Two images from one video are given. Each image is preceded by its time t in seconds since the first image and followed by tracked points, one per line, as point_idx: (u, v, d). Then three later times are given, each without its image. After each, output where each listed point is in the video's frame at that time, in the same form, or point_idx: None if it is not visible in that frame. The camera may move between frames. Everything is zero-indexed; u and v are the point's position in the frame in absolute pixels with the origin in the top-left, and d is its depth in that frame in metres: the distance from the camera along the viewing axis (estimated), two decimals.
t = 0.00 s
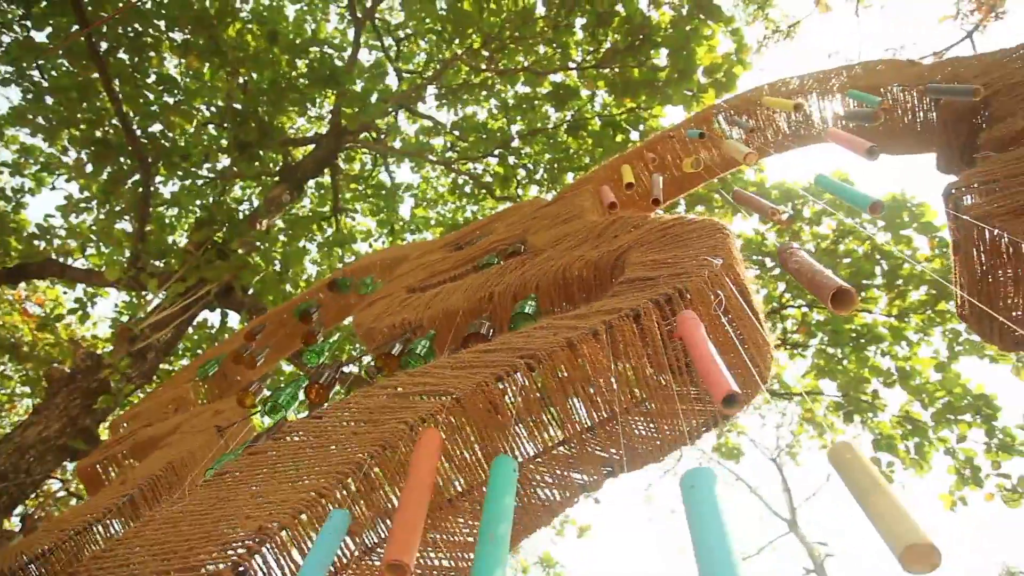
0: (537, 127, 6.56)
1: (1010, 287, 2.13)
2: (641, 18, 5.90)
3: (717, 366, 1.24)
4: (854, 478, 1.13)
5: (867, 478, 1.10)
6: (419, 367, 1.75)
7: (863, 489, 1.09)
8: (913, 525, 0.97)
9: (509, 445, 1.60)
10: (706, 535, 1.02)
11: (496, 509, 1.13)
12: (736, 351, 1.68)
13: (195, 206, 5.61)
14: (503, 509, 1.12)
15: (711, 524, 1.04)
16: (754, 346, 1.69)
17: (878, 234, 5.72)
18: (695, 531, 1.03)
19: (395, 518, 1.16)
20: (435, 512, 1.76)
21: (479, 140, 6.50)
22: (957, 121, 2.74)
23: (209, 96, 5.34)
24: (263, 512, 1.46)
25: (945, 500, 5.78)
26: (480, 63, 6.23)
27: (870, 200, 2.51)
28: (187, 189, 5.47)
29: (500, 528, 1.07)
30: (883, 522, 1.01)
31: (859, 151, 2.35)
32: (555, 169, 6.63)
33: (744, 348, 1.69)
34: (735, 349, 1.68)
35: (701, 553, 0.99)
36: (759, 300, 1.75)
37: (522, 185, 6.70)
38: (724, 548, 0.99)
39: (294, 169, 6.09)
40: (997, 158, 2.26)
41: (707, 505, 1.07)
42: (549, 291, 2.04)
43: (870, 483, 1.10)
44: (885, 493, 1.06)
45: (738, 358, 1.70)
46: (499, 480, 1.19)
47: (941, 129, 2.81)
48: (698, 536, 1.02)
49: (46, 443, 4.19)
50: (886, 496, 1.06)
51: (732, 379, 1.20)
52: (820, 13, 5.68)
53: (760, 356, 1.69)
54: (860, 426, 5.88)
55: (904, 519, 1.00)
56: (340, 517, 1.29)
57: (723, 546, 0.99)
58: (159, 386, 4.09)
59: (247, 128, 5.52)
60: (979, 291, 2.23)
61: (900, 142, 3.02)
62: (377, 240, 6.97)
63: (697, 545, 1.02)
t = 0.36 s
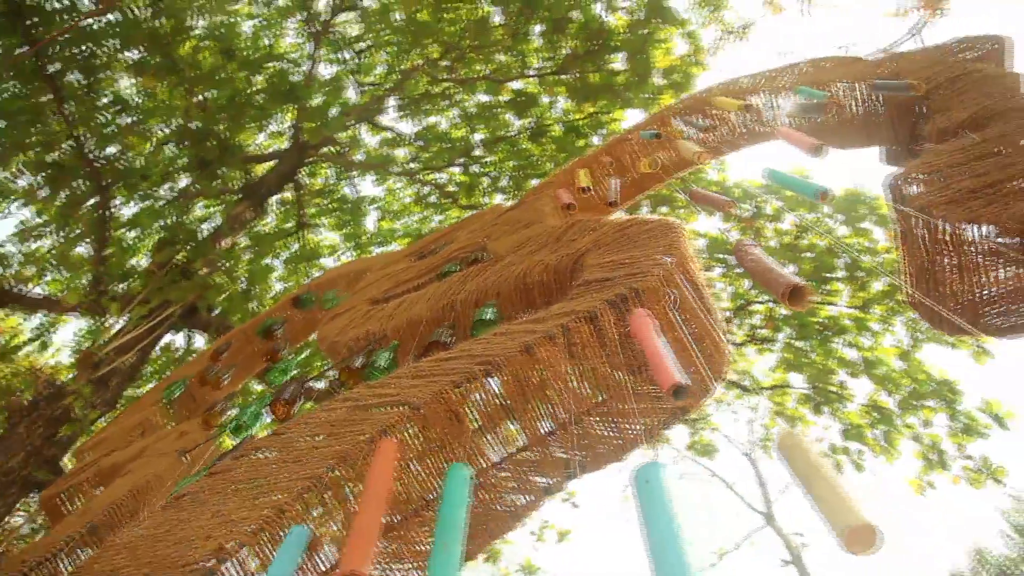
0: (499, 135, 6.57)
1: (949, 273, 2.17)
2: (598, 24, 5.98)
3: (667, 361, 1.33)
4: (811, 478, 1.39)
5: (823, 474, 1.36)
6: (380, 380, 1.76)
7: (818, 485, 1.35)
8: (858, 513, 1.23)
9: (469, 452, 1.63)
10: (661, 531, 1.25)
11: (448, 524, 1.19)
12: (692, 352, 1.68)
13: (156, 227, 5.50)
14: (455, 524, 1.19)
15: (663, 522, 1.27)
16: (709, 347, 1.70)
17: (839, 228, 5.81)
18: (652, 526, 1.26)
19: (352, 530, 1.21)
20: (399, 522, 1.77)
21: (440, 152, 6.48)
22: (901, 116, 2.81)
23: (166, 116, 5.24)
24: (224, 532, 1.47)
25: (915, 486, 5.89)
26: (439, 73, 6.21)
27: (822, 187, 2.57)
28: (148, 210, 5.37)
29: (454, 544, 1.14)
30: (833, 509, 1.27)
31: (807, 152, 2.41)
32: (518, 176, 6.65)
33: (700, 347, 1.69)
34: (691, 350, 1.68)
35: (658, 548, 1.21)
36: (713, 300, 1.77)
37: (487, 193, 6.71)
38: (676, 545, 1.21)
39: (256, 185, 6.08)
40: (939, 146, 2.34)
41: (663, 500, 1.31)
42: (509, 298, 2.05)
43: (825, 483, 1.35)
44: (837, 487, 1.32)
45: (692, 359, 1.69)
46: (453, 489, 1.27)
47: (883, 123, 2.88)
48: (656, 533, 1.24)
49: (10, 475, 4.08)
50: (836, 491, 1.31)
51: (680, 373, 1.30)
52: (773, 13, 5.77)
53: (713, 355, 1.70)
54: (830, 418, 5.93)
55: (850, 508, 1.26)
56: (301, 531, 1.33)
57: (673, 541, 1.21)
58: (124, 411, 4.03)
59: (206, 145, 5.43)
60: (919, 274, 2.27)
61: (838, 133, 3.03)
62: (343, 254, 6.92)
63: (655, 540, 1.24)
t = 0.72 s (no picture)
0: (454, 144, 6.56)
1: (891, 262, 2.23)
2: (545, 31, 6.06)
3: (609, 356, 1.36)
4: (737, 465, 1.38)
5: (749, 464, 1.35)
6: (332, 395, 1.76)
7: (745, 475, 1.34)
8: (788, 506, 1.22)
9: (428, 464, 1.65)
10: (606, 531, 1.20)
11: (395, 534, 1.21)
12: (636, 349, 1.75)
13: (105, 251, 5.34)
14: (404, 533, 1.22)
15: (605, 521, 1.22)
16: (654, 344, 1.76)
17: (790, 222, 5.95)
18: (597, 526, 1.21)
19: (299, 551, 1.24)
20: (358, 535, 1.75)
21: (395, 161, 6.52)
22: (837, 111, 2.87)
23: (110, 137, 5.08)
24: (175, 561, 1.49)
25: (874, 470, 6.03)
26: (391, 84, 6.17)
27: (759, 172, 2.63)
28: (96, 234, 5.21)
29: (403, 556, 1.16)
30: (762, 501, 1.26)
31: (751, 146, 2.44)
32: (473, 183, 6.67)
33: (650, 349, 1.76)
34: (639, 354, 1.77)
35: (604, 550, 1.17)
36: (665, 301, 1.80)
37: (444, 202, 6.70)
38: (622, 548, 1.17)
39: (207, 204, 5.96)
40: (873, 138, 2.43)
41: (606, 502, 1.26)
42: (459, 305, 2.07)
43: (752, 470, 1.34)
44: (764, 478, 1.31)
45: (642, 361, 1.78)
46: (404, 501, 1.27)
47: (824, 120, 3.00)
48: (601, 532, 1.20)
49: None
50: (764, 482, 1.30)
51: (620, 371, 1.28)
52: (716, 14, 5.87)
53: (663, 357, 1.79)
54: (791, 408, 6.09)
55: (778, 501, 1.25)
56: (249, 554, 1.40)
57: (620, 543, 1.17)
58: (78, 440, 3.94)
59: (153, 164, 5.20)
60: (861, 264, 2.32)
61: (780, 130, 3.12)
62: (301, 269, 6.85)
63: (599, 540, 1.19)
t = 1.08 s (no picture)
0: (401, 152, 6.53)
1: (822, 255, 2.34)
2: (487, 37, 6.03)
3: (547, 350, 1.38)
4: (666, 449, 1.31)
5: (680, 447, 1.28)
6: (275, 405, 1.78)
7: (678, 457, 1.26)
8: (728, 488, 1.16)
9: (376, 463, 1.72)
10: (536, 531, 1.15)
11: (335, 539, 1.18)
12: (575, 353, 1.77)
13: (41, 271, 5.15)
14: (346, 537, 1.19)
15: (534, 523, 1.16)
16: (593, 346, 1.79)
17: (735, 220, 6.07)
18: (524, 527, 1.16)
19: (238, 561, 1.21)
20: (303, 546, 1.80)
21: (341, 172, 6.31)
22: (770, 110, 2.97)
23: (44, 153, 4.91)
24: None
25: (825, 460, 6.17)
26: (335, 93, 6.10)
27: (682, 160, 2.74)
28: (31, 253, 5.03)
29: (343, 559, 1.13)
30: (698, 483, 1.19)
31: (683, 139, 2.55)
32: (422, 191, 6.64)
33: (592, 350, 1.79)
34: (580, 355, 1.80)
35: (532, 552, 1.11)
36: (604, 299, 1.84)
37: (394, 211, 6.65)
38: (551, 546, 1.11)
39: (149, 221, 5.78)
40: (802, 134, 2.49)
41: (535, 503, 1.21)
42: (401, 312, 2.07)
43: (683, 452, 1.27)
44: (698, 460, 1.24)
45: (585, 361, 1.80)
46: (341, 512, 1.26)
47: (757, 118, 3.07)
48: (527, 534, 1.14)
49: None
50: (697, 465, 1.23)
51: (563, 371, 1.27)
52: (656, 18, 5.95)
53: (606, 356, 1.81)
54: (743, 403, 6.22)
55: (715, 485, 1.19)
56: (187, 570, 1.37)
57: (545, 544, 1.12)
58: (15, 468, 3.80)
59: (91, 180, 5.03)
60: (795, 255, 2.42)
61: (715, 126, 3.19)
62: (249, 283, 6.72)
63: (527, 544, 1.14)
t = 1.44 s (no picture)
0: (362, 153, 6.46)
1: (773, 250, 2.40)
2: (449, 37, 5.99)
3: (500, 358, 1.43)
4: (616, 449, 1.65)
5: (628, 448, 1.62)
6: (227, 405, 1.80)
7: (623, 456, 1.61)
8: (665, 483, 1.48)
9: (332, 460, 1.78)
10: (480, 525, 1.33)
11: (281, 544, 1.30)
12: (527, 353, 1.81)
13: None
14: (290, 541, 1.31)
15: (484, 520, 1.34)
16: (544, 347, 1.84)
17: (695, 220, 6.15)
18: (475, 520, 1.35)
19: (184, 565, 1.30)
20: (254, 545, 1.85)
21: (302, 174, 6.37)
22: (721, 109, 3.01)
23: None
24: None
25: (785, 457, 6.25)
26: (295, 94, 6.00)
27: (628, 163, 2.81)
28: None
29: (288, 562, 1.25)
30: (642, 478, 1.51)
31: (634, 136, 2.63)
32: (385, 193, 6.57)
33: (545, 352, 1.84)
34: (534, 358, 1.84)
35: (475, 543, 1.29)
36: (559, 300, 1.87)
37: (356, 212, 6.57)
38: (492, 534, 1.30)
39: (104, 224, 5.66)
40: (752, 134, 2.53)
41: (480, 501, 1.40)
42: (355, 313, 2.08)
43: (629, 454, 1.61)
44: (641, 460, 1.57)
45: (537, 364, 1.85)
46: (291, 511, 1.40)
47: (713, 114, 3.04)
48: (476, 528, 1.31)
49: None
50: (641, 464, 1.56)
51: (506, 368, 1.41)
52: (615, 20, 6.00)
53: (558, 359, 1.87)
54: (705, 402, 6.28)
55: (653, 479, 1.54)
56: None
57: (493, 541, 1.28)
58: None
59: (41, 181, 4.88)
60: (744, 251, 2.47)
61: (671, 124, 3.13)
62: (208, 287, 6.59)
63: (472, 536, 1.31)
